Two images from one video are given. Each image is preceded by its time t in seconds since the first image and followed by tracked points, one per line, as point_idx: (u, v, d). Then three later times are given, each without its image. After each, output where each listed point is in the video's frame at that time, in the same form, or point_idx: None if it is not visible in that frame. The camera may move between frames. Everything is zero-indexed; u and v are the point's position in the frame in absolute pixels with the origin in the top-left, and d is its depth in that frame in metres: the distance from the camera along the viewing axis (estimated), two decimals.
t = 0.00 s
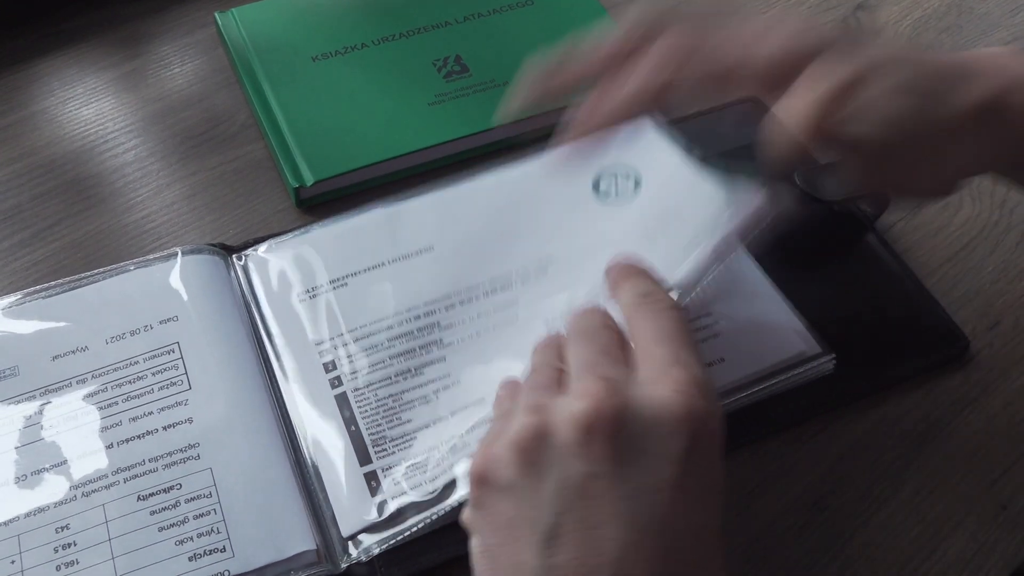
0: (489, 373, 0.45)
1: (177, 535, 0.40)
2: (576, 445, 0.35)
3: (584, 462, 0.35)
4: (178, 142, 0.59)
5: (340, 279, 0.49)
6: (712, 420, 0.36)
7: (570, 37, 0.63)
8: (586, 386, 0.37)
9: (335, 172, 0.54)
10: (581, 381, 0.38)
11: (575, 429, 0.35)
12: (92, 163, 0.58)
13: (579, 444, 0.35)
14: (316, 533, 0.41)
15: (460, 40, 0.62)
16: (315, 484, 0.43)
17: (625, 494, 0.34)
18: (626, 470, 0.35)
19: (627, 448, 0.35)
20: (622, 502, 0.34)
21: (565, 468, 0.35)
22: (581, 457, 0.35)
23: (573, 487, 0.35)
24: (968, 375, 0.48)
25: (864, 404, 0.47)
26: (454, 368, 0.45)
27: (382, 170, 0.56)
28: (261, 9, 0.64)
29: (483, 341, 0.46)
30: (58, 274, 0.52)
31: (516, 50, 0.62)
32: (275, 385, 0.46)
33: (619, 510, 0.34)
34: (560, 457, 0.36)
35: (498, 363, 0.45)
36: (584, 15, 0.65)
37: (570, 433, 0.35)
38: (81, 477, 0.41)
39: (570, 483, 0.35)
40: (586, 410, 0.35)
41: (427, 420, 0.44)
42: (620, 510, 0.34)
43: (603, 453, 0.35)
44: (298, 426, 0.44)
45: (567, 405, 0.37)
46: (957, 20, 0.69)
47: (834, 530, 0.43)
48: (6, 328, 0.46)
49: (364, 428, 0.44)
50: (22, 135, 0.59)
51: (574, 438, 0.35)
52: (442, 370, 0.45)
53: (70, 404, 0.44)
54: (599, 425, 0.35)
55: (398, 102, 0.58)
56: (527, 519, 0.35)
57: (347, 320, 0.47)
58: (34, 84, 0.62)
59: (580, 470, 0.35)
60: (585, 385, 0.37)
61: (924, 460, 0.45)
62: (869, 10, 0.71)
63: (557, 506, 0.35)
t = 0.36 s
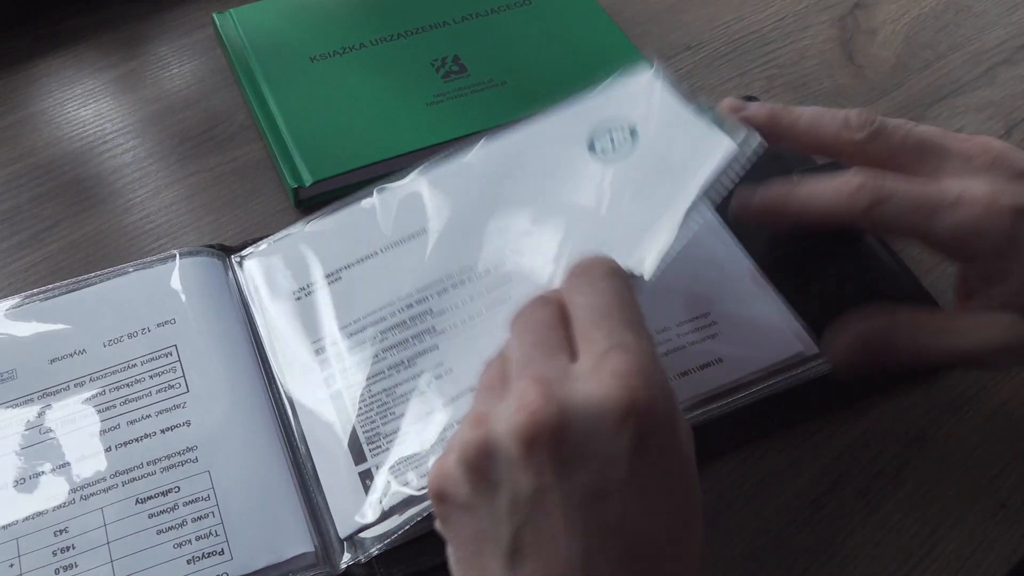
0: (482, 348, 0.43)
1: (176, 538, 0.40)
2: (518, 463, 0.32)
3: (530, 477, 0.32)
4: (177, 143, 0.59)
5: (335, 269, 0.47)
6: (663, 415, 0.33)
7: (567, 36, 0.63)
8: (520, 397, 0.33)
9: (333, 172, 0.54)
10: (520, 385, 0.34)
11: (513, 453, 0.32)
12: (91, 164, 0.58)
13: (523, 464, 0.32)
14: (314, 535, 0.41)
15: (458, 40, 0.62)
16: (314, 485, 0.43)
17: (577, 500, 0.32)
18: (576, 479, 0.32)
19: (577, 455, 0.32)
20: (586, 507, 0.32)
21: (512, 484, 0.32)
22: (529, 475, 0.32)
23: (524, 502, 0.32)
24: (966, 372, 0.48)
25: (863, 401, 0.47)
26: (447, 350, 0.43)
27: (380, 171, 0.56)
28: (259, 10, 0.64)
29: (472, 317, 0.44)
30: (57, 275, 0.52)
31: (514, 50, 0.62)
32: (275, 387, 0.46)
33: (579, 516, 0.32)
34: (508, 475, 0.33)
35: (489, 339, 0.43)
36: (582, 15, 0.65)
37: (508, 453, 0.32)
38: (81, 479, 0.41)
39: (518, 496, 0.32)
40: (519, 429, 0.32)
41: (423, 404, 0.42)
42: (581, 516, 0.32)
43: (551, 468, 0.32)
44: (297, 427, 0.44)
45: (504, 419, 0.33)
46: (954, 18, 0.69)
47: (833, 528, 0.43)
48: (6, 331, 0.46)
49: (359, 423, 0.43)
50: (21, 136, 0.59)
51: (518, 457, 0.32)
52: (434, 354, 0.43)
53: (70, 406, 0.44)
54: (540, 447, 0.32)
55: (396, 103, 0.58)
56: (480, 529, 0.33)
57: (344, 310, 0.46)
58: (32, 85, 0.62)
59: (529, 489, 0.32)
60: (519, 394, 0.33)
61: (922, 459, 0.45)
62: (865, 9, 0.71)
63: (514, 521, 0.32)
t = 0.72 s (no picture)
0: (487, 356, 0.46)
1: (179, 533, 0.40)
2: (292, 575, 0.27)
3: None
4: (178, 143, 0.59)
5: (350, 263, 0.49)
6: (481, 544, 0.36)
7: (566, 37, 0.63)
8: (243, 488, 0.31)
9: (333, 172, 0.54)
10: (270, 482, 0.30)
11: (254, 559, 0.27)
12: (90, 164, 0.58)
13: None
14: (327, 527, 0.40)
15: (457, 40, 0.63)
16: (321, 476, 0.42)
17: None
18: None
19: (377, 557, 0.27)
20: None
21: None
22: None
23: None
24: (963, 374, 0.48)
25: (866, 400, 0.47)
26: (456, 354, 0.46)
27: (379, 171, 0.56)
28: (258, 10, 0.64)
29: (477, 326, 0.47)
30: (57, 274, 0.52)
31: (512, 50, 0.62)
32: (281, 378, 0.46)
33: None
34: None
35: (494, 349, 0.46)
36: (580, 16, 0.65)
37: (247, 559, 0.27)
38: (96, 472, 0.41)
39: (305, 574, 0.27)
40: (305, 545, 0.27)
41: (433, 403, 0.43)
42: None
43: None
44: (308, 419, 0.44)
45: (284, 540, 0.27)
46: (952, 19, 0.69)
47: (834, 527, 0.43)
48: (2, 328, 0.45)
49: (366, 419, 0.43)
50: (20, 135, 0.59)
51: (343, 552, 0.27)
52: (440, 359, 0.45)
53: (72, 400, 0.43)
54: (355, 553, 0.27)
55: (395, 103, 0.58)
56: None
57: (360, 304, 0.48)
58: (31, 84, 0.62)
59: None
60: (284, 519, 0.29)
61: (920, 458, 0.45)
62: (863, 10, 0.71)
63: None
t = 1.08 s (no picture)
0: (487, 356, 0.46)
1: (178, 529, 0.39)
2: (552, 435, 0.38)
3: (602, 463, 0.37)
4: (176, 144, 0.59)
5: (350, 263, 0.49)
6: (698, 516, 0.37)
7: (565, 38, 0.63)
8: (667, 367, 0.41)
9: (331, 172, 0.54)
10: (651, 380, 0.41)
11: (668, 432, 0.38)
12: (89, 164, 0.58)
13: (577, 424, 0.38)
14: (327, 530, 0.41)
15: (455, 41, 0.63)
16: (322, 476, 0.43)
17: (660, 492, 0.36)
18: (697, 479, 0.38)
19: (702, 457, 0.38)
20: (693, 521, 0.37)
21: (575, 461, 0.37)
22: (632, 459, 0.37)
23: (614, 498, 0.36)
24: (960, 374, 0.49)
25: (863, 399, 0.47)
26: (455, 354, 0.46)
27: (377, 172, 0.56)
28: (256, 11, 0.64)
29: (477, 327, 0.47)
30: (55, 274, 0.52)
31: (511, 51, 0.62)
32: (279, 385, 0.46)
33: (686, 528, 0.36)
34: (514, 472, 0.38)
35: (493, 349, 0.46)
36: (578, 17, 0.65)
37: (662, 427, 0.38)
38: (85, 467, 0.40)
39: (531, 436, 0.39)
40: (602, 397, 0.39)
41: (431, 402, 0.44)
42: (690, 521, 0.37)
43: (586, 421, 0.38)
44: (308, 419, 0.44)
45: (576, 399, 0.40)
46: (950, 20, 0.70)
47: (829, 527, 0.43)
48: None
49: (363, 419, 0.43)
50: (20, 136, 0.59)
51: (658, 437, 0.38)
52: (438, 358, 0.45)
53: (69, 392, 0.43)
54: (701, 430, 0.38)
55: (394, 103, 0.58)
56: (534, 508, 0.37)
57: (359, 304, 0.47)
58: (31, 84, 0.62)
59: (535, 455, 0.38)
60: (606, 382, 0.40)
61: (917, 458, 0.45)
62: (861, 11, 0.71)
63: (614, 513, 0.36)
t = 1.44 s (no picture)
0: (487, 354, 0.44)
1: (178, 529, 0.39)
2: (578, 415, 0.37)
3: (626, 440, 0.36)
4: (175, 143, 0.59)
5: (350, 262, 0.48)
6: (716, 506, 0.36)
7: (564, 38, 0.63)
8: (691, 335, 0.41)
9: (331, 172, 0.54)
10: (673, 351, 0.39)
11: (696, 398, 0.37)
12: (89, 163, 0.58)
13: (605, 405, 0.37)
14: (326, 531, 0.41)
15: (455, 41, 0.63)
16: (321, 476, 0.43)
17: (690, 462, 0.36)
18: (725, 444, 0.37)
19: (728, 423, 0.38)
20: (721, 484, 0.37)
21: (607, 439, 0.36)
22: (660, 439, 0.36)
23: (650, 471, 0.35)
24: (959, 375, 0.49)
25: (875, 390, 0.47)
26: (454, 354, 0.44)
27: (377, 172, 0.56)
28: (256, 11, 0.64)
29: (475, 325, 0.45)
30: (54, 274, 0.52)
31: (510, 51, 0.62)
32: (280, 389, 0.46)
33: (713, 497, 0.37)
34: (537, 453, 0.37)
35: (493, 347, 0.45)
36: (578, 17, 0.65)
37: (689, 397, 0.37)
38: (85, 467, 0.40)
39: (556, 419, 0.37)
40: (636, 376, 0.37)
41: (430, 403, 0.43)
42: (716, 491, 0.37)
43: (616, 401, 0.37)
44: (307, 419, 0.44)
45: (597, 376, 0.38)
46: (949, 20, 0.70)
47: (828, 527, 0.43)
48: None
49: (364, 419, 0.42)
50: (19, 135, 0.59)
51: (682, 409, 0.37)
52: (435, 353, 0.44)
53: (70, 392, 0.43)
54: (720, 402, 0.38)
55: (393, 103, 0.58)
56: (560, 485, 0.36)
57: (358, 305, 0.46)
58: (31, 84, 0.62)
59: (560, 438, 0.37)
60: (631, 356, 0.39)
61: (916, 458, 0.45)
62: (860, 11, 0.71)
63: (642, 493, 0.35)
